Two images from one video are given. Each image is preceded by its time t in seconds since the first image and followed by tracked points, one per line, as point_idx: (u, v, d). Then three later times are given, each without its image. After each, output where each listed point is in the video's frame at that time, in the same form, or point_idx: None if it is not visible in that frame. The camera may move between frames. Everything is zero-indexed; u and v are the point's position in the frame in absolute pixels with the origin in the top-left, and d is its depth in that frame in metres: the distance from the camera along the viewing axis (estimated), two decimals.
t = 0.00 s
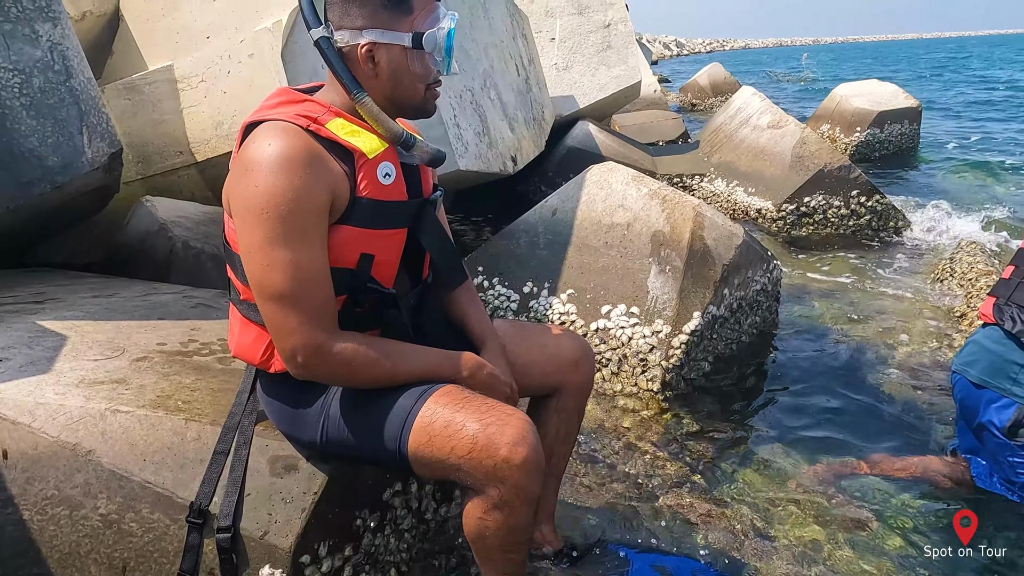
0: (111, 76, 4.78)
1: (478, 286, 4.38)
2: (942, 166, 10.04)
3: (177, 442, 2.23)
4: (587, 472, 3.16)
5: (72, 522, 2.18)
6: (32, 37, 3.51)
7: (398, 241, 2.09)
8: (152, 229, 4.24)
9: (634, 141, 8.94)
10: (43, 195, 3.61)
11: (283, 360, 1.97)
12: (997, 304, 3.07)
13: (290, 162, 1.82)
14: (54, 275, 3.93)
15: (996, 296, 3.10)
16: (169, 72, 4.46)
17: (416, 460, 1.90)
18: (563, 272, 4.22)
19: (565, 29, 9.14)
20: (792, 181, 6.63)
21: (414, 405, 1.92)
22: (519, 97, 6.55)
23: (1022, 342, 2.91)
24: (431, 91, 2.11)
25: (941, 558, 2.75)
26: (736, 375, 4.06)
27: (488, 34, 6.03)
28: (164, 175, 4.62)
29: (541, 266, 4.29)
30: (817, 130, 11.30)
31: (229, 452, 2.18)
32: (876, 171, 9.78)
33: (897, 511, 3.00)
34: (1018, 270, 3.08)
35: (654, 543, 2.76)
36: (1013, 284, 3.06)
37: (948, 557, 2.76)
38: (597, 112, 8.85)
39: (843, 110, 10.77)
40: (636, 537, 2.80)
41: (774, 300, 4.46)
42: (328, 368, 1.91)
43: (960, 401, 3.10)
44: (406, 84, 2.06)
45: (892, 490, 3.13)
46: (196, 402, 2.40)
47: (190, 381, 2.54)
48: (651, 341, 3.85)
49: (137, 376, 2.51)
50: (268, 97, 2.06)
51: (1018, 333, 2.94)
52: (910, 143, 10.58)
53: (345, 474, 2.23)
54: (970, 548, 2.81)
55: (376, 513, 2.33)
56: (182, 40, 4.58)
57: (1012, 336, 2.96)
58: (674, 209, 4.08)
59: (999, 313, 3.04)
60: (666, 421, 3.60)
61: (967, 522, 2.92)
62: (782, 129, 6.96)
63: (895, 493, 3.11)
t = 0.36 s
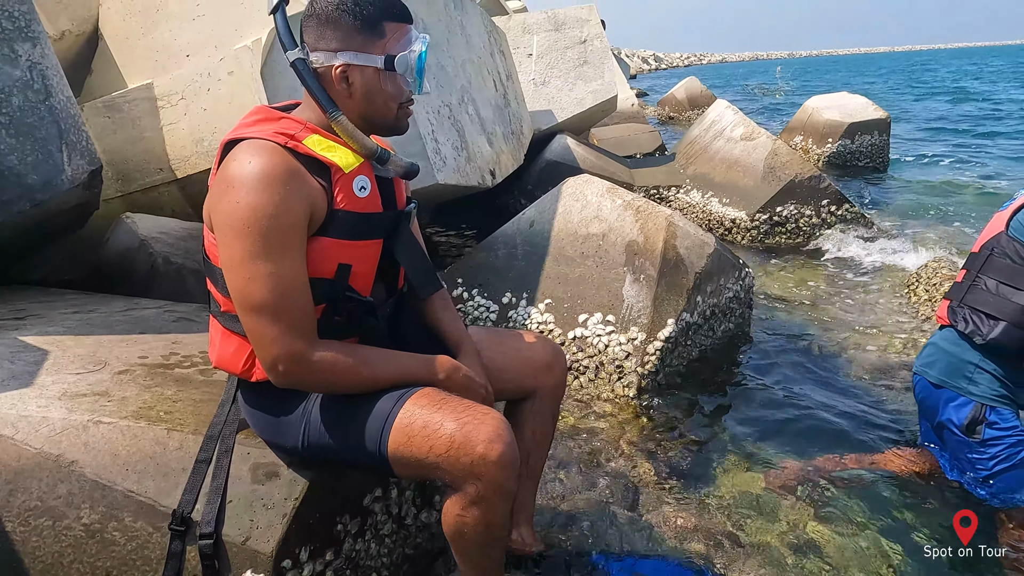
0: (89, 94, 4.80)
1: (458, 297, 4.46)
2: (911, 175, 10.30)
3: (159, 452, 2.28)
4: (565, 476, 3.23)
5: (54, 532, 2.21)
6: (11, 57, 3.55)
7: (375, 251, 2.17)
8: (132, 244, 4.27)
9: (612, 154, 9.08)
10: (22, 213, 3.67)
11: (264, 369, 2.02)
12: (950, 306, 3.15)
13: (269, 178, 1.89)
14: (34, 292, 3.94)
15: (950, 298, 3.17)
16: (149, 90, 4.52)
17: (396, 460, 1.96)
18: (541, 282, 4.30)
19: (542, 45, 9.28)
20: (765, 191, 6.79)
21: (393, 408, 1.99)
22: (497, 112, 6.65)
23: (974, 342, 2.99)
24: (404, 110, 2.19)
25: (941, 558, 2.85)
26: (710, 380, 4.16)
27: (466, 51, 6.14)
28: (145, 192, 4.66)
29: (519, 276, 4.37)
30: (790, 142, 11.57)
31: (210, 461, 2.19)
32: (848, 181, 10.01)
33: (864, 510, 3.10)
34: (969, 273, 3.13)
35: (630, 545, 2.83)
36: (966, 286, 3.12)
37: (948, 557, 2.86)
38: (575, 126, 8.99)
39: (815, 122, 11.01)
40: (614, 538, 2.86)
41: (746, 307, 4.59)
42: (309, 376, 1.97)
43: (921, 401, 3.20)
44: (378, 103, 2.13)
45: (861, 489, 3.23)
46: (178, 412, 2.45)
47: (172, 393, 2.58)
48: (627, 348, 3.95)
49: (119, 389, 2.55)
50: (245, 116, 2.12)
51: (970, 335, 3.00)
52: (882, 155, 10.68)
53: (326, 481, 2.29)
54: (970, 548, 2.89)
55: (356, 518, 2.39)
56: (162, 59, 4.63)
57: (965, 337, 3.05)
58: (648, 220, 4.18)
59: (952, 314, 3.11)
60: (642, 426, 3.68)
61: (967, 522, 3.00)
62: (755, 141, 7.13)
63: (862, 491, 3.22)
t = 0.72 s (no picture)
0: (67, 111, 4.83)
1: (435, 308, 4.53)
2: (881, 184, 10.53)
3: (135, 460, 2.32)
4: (539, 480, 3.30)
5: (31, 542, 2.24)
6: None
7: (344, 261, 2.23)
8: (110, 259, 4.30)
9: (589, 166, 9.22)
10: None
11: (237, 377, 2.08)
12: (902, 308, 3.27)
13: (241, 192, 1.95)
14: (11, 308, 3.95)
15: (904, 301, 3.28)
16: (127, 106, 4.56)
17: (367, 462, 2.02)
18: (516, 292, 4.38)
19: (518, 59, 9.42)
20: (737, 201, 6.94)
21: (363, 412, 2.05)
22: (474, 125, 6.75)
23: (925, 343, 3.10)
24: (372, 125, 2.27)
25: (940, 558, 2.92)
26: (683, 386, 4.25)
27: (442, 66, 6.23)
28: (122, 208, 4.69)
29: (495, 286, 4.45)
30: (764, 152, 11.79)
31: (185, 469, 2.19)
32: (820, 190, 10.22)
33: (829, 509, 3.19)
34: (921, 276, 3.24)
35: (602, 545, 2.90)
36: (917, 289, 3.23)
37: (948, 556, 2.93)
38: (553, 139, 9.11)
39: (788, 133, 11.24)
40: (587, 540, 2.92)
41: (718, 313, 4.71)
42: (281, 383, 2.03)
43: (879, 403, 3.33)
44: (347, 120, 2.21)
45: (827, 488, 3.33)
46: (154, 422, 2.49)
47: (149, 403, 2.62)
48: (601, 355, 4.05)
49: (96, 400, 2.59)
50: (218, 131, 2.19)
51: (921, 336, 3.12)
52: (853, 163, 11.04)
53: (300, 487, 2.34)
54: (970, 548, 2.96)
55: (331, 524, 2.43)
56: (139, 75, 4.68)
57: (917, 338, 3.16)
58: (619, 229, 4.28)
59: (905, 316, 3.23)
60: (615, 431, 3.76)
61: (967, 521, 3.07)
62: (727, 152, 7.29)
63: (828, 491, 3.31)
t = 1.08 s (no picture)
0: (50, 125, 4.83)
1: (421, 319, 4.56)
2: (861, 192, 10.70)
3: (120, 473, 2.32)
4: (525, 488, 3.33)
5: (15, 557, 2.24)
6: None
7: (327, 273, 2.25)
8: (94, 273, 4.29)
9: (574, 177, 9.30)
10: None
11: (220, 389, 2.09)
12: (876, 319, 3.28)
13: (223, 206, 1.97)
14: None
15: (876, 312, 3.31)
16: (111, 120, 4.57)
17: (349, 472, 2.04)
18: (501, 302, 4.42)
19: (503, 72, 9.50)
20: (719, 210, 7.04)
21: (345, 423, 2.07)
22: (458, 137, 6.80)
23: (902, 357, 3.13)
24: (353, 140, 2.30)
25: (941, 559, 2.99)
26: (666, 393, 4.31)
27: (426, 78, 6.28)
28: (107, 222, 4.69)
29: (480, 297, 4.49)
30: (746, 162, 11.93)
31: (171, 481, 2.21)
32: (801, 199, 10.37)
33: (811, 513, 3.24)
34: (896, 287, 3.27)
35: (587, 552, 2.93)
36: (892, 300, 3.26)
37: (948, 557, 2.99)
38: (538, 150, 9.19)
39: (769, 142, 11.41)
40: (572, 547, 2.95)
41: (700, 320, 4.78)
42: (262, 394, 2.04)
43: (852, 419, 3.36)
44: (328, 134, 2.24)
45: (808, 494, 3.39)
46: (139, 434, 2.49)
47: (133, 416, 2.63)
48: (585, 363, 4.07)
49: (80, 414, 2.59)
50: (201, 146, 2.21)
51: (898, 348, 3.14)
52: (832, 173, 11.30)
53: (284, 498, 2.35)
54: (970, 548, 3.02)
55: (317, 533, 2.45)
56: (123, 89, 4.69)
57: (892, 351, 3.19)
58: (603, 238, 4.33)
59: (879, 327, 3.24)
60: (600, 439, 3.80)
61: (967, 521, 3.10)
62: (709, 162, 7.39)
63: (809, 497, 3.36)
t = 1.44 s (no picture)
0: (41, 137, 4.82)
1: (414, 328, 4.58)
2: (849, 200, 10.81)
3: (113, 483, 2.32)
4: (520, 496, 3.34)
5: (7, 568, 2.23)
6: None
7: (320, 281, 2.27)
8: (85, 285, 4.26)
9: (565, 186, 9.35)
10: None
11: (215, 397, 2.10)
12: (868, 321, 3.34)
13: (217, 216, 1.99)
14: None
15: (868, 314, 3.37)
16: (103, 132, 4.58)
17: (345, 479, 2.05)
18: (493, 310, 4.44)
19: (493, 82, 9.56)
20: (709, 218, 7.11)
21: (340, 430, 2.08)
22: (450, 147, 6.83)
23: (897, 359, 3.18)
24: (340, 151, 2.31)
25: (941, 558, 3.03)
26: (658, 399, 4.34)
27: (418, 89, 6.32)
28: (98, 233, 4.68)
29: (473, 306, 4.51)
30: (734, 170, 12.03)
31: (164, 491, 2.21)
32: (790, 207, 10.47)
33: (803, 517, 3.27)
34: (887, 290, 3.33)
35: (581, 558, 2.94)
36: (885, 303, 3.31)
37: (949, 556, 3.04)
38: (529, 160, 9.24)
39: (757, 152, 11.52)
40: (566, 553, 2.96)
41: (691, 328, 4.81)
42: (257, 402, 2.05)
43: (845, 419, 3.40)
44: (315, 145, 2.26)
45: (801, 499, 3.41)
46: (132, 444, 2.50)
47: (126, 426, 2.63)
48: (577, 370, 4.12)
49: (73, 424, 2.59)
50: (194, 157, 2.23)
51: (893, 350, 3.19)
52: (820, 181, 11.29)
53: (278, 506, 2.37)
54: (970, 548, 3.08)
55: (312, 542, 2.45)
56: (115, 101, 4.69)
57: (887, 352, 3.23)
58: (594, 247, 4.37)
59: (873, 329, 3.30)
60: (594, 446, 3.82)
61: (966, 521, 3.19)
62: (698, 170, 7.46)
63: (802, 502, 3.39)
